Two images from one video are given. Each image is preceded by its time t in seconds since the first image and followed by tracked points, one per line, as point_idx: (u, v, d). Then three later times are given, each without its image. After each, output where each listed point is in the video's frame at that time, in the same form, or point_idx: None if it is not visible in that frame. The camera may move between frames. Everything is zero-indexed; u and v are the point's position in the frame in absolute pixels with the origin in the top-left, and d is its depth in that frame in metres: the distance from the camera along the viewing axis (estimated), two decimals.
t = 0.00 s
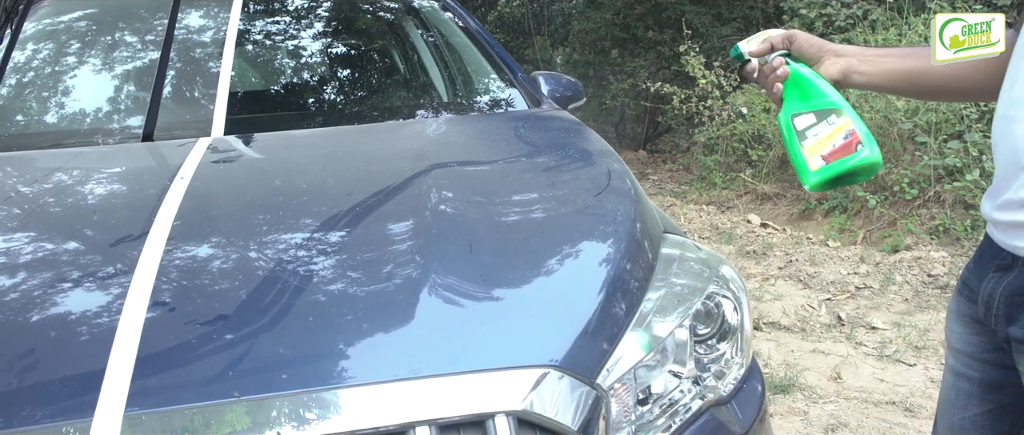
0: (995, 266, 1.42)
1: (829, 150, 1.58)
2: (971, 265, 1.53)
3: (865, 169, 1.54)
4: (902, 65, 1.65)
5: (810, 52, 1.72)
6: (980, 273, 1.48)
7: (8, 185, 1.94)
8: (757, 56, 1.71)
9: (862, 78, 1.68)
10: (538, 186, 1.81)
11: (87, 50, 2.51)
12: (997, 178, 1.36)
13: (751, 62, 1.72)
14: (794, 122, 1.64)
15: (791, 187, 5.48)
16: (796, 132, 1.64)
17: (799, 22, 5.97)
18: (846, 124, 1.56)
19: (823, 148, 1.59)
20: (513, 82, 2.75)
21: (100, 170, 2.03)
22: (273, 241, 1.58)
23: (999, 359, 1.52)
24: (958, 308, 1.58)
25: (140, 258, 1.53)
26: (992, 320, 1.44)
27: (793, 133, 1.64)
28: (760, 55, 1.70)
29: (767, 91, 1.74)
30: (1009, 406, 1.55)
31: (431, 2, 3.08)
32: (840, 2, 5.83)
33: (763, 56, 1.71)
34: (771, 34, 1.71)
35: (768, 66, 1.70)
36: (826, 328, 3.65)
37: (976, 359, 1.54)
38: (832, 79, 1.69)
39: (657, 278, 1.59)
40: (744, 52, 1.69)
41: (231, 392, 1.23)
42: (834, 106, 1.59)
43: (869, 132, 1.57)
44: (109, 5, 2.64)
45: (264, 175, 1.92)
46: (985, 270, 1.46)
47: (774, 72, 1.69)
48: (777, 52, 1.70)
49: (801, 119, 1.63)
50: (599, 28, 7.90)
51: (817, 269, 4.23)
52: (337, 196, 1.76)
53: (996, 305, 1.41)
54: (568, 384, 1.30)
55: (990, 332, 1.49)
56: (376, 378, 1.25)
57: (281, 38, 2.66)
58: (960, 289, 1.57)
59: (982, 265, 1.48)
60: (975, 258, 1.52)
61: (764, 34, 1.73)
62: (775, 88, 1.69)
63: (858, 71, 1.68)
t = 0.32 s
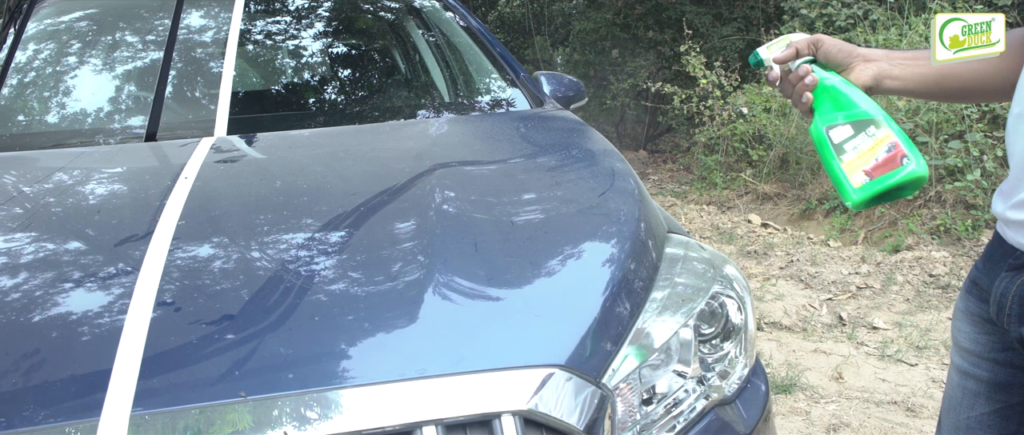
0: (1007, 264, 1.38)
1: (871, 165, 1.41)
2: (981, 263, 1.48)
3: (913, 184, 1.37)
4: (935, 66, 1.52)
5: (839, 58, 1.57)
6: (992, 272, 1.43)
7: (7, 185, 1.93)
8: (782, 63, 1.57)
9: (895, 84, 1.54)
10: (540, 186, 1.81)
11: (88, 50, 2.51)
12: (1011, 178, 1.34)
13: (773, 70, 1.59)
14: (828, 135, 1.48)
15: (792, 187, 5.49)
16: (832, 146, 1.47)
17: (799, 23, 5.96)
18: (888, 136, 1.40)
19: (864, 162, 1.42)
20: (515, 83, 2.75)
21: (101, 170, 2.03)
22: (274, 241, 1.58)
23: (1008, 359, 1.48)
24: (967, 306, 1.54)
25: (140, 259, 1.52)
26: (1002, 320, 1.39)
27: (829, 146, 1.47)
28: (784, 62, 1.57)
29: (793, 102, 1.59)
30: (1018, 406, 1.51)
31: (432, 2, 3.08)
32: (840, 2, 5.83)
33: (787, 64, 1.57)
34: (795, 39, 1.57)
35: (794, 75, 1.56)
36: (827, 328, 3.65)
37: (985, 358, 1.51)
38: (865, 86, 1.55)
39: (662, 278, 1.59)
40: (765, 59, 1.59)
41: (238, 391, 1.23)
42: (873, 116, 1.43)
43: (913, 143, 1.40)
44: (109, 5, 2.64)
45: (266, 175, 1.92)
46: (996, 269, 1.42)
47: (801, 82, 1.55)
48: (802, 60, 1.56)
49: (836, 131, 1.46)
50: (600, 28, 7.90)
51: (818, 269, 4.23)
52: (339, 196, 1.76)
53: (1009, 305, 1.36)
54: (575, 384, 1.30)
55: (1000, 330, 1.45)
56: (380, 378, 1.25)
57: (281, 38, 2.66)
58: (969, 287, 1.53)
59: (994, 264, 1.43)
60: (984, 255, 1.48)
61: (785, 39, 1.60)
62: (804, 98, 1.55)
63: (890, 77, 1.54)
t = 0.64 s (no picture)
0: (1017, 264, 1.38)
1: (889, 187, 1.37)
2: (990, 262, 1.48)
3: (931, 207, 1.35)
4: (942, 77, 1.52)
5: (847, 73, 1.55)
6: (1002, 271, 1.43)
7: (7, 186, 1.93)
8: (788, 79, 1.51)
9: (906, 97, 1.53)
10: (543, 187, 1.80)
11: (89, 50, 2.51)
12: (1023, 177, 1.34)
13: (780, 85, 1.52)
14: (841, 155, 1.43)
15: (793, 187, 5.48)
16: (846, 167, 1.42)
17: (800, 22, 5.95)
18: (906, 157, 1.37)
19: (881, 185, 1.38)
20: (517, 83, 2.75)
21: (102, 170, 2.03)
22: (276, 242, 1.58)
23: (1014, 358, 1.48)
24: (972, 306, 1.55)
25: (142, 260, 1.52)
26: (1014, 320, 1.38)
27: (842, 167, 1.43)
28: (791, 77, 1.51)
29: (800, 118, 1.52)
30: None
31: (433, 2, 3.08)
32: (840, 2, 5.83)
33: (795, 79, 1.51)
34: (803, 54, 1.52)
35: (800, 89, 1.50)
36: (829, 328, 3.65)
37: (991, 358, 1.51)
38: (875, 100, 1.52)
39: (667, 278, 1.60)
40: (769, 72, 1.51)
41: (245, 391, 1.23)
42: (887, 136, 1.39)
43: (930, 164, 1.37)
44: (111, 6, 2.65)
45: (269, 176, 1.92)
46: (1006, 269, 1.42)
47: (810, 100, 1.48)
48: (809, 75, 1.51)
49: (849, 151, 1.42)
50: (601, 28, 7.89)
51: (819, 269, 4.23)
52: (341, 197, 1.76)
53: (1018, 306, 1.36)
54: (582, 384, 1.30)
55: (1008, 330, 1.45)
56: (385, 378, 1.25)
57: (283, 38, 2.66)
58: (976, 287, 1.53)
59: (1004, 263, 1.43)
60: (992, 254, 1.48)
61: (790, 52, 1.54)
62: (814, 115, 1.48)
63: (899, 91, 1.53)
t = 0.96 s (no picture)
0: None
1: (881, 207, 1.38)
2: (995, 261, 1.48)
3: (923, 228, 1.36)
4: (931, 86, 1.49)
5: (836, 84, 1.51)
6: (1009, 272, 1.43)
7: (7, 186, 1.93)
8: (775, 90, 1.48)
9: (897, 108, 1.50)
10: (544, 187, 1.80)
11: (90, 50, 2.51)
12: None
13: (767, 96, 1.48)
14: (831, 173, 1.42)
15: (793, 187, 5.48)
16: (836, 186, 1.42)
17: (801, 22, 5.94)
18: (898, 177, 1.37)
19: (872, 205, 1.38)
20: (519, 83, 2.75)
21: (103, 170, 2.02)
22: (277, 242, 1.58)
23: (1020, 358, 1.49)
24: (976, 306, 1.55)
25: (143, 260, 1.52)
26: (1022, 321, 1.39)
27: (833, 186, 1.42)
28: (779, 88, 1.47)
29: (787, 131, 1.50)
30: None
31: (434, 2, 3.08)
32: (841, 2, 5.82)
33: (783, 90, 1.48)
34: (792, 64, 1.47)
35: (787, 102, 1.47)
36: (830, 328, 3.64)
37: (996, 358, 1.51)
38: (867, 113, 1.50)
39: (669, 278, 1.59)
40: (756, 82, 1.49)
41: (250, 391, 1.23)
42: (879, 154, 1.39)
43: (921, 183, 1.38)
44: (112, 6, 2.65)
45: (270, 176, 1.92)
46: (1013, 268, 1.41)
47: (799, 113, 1.45)
48: (797, 85, 1.48)
49: (840, 169, 1.41)
50: (601, 28, 7.88)
51: (820, 269, 4.23)
52: (342, 197, 1.76)
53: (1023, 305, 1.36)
54: (587, 384, 1.30)
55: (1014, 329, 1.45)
56: (388, 378, 1.25)
57: (283, 38, 2.66)
58: (981, 286, 1.53)
59: (1010, 264, 1.43)
60: (997, 254, 1.48)
61: (777, 61, 1.52)
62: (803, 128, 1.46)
63: (890, 101, 1.50)
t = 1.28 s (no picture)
0: None
1: (885, 231, 1.29)
2: (996, 262, 1.48)
3: (932, 253, 1.26)
4: (928, 98, 1.45)
5: (833, 101, 1.44)
6: (1011, 272, 1.42)
7: (7, 186, 1.93)
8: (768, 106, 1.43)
9: (895, 122, 1.45)
10: (545, 188, 1.80)
11: (90, 50, 2.52)
12: None
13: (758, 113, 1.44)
14: (830, 195, 1.34)
15: (794, 187, 5.49)
16: (837, 208, 1.33)
17: (801, 22, 5.93)
18: (902, 198, 1.29)
19: (876, 228, 1.29)
20: (520, 83, 2.74)
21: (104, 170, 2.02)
22: (278, 242, 1.58)
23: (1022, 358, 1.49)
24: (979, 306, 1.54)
25: (144, 260, 1.52)
26: None
27: (833, 209, 1.33)
28: (772, 105, 1.43)
29: (784, 151, 1.42)
30: None
31: (434, 2, 3.08)
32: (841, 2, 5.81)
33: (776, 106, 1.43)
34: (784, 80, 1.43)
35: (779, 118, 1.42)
36: (830, 328, 3.65)
37: (998, 358, 1.51)
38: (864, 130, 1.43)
39: (671, 278, 1.60)
40: (745, 98, 1.44)
41: (255, 391, 1.23)
42: (881, 175, 1.31)
43: (929, 204, 1.29)
44: (112, 6, 2.67)
45: (270, 176, 1.91)
46: (1016, 269, 1.41)
47: (793, 132, 1.38)
48: (791, 102, 1.43)
49: (840, 190, 1.33)
50: (601, 28, 7.88)
51: (821, 268, 4.23)
52: (343, 197, 1.76)
53: None
54: (590, 384, 1.30)
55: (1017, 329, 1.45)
56: (392, 378, 1.25)
57: (283, 38, 2.66)
58: (983, 286, 1.53)
59: (1012, 264, 1.42)
60: (998, 255, 1.48)
61: (769, 77, 1.47)
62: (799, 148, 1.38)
63: (887, 115, 1.44)
